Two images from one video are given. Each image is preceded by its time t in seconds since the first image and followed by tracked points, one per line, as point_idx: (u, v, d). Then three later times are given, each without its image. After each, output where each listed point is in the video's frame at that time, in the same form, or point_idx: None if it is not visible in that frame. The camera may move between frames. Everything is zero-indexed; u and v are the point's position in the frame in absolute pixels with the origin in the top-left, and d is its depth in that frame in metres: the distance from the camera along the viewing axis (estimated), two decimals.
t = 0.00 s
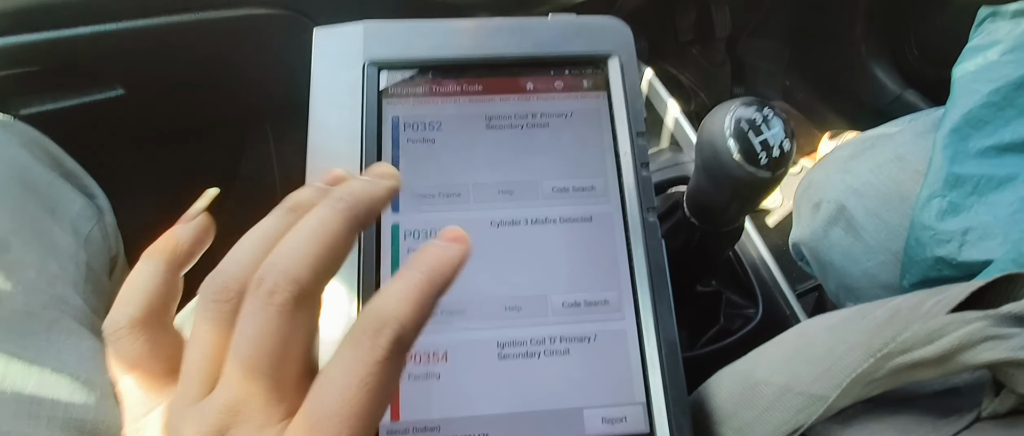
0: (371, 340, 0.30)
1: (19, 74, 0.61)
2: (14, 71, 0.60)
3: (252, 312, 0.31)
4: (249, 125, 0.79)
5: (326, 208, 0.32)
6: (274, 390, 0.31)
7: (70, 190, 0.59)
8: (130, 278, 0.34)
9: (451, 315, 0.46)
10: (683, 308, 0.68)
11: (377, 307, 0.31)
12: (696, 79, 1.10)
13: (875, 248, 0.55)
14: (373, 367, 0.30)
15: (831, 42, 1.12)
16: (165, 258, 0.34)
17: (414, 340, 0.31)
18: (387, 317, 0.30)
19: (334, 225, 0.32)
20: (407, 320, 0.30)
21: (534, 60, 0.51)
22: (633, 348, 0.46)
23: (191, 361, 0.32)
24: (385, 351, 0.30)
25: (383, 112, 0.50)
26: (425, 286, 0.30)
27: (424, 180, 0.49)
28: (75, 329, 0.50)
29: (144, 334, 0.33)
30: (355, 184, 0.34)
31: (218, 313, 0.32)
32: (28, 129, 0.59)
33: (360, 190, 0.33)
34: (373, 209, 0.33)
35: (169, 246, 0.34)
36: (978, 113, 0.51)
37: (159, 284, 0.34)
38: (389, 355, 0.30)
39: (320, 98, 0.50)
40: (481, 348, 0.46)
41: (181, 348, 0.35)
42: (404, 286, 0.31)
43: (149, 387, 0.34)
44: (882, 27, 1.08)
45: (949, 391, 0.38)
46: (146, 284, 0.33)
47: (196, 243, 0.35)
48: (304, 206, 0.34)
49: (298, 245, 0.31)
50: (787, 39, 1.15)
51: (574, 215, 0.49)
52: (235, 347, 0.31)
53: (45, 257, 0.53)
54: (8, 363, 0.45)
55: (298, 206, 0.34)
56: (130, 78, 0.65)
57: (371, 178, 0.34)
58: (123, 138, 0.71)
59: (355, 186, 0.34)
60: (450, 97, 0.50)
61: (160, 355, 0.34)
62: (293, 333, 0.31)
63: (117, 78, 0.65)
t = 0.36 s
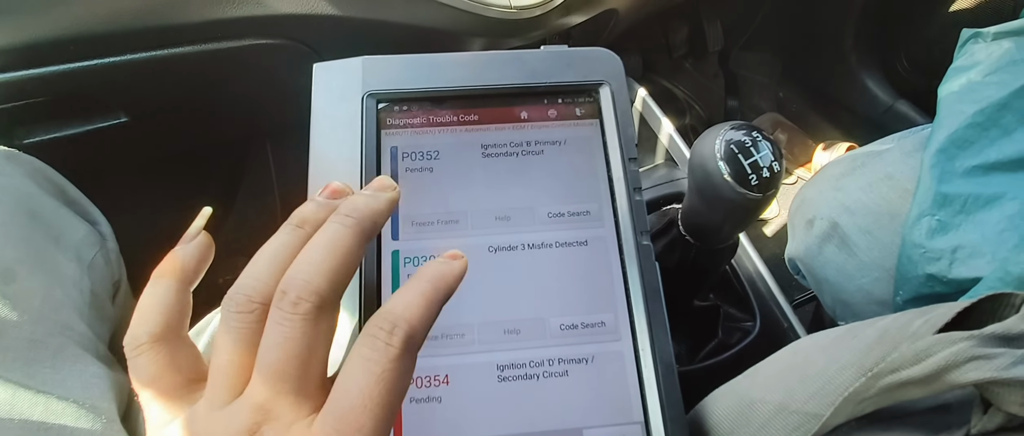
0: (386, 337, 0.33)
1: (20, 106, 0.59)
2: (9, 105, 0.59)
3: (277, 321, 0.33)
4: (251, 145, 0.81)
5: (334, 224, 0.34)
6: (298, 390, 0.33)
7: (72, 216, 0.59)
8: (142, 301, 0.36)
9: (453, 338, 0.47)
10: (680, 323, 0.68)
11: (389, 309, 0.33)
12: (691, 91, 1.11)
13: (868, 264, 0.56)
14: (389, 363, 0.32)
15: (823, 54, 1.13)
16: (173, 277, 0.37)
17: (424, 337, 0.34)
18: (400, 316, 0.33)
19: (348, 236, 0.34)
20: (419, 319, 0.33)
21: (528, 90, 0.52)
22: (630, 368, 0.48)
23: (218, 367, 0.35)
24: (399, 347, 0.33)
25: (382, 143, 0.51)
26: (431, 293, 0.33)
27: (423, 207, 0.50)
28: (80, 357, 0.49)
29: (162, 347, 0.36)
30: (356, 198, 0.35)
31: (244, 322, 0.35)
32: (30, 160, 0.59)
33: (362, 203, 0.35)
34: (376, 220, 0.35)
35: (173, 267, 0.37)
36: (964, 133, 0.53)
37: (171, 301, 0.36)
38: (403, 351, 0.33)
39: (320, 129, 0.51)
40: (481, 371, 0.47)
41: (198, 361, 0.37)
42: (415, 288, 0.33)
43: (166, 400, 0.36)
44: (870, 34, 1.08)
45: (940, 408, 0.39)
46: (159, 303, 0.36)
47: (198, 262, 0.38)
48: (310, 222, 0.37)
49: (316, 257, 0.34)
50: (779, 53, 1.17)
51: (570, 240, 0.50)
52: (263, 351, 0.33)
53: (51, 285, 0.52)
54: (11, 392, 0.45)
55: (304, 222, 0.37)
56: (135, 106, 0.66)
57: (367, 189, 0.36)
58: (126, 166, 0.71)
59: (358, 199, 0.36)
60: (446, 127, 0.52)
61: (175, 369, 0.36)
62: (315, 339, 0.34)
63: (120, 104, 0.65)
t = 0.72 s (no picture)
0: (411, 339, 0.33)
1: (24, 111, 0.60)
2: (13, 110, 0.59)
3: (302, 317, 0.33)
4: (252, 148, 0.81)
5: (356, 230, 0.35)
6: (318, 390, 0.33)
7: (77, 221, 0.60)
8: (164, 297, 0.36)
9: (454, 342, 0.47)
10: (679, 326, 0.68)
11: (414, 314, 0.34)
12: (689, 95, 1.11)
13: (866, 268, 0.57)
14: (412, 363, 0.33)
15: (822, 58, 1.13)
16: (194, 275, 0.36)
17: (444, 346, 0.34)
18: (424, 322, 0.33)
19: (370, 241, 0.35)
20: (443, 326, 0.33)
21: (527, 96, 0.53)
22: (628, 372, 0.48)
23: (240, 365, 0.35)
24: (423, 350, 0.33)
25: (382, 149, 0.52)
26: (452, 307, 0.34)
27: (423, 213, 0.50)
28: (85, 359, 0.49)
29: (185, 342, 0.35)
30: (377, 207, 0.36)
31: (266, 320, 0.35)
32: (35, 166, 0.60)
33: (384, 211, 0.36)
34: (395, 229, 0.36)
35: (193, 266, 0.36)
36: (959, 138, 0.54)
37: (191, 298, 0.36)
38: (426, 354, 0.33)
39: (321, 136, 0.51)
40: (482, 374, 0.47)
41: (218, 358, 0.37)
42: (438, 301, 0.34)
43: (189, 396, 0.35)
44: (869, 37, 1.08)
45: (936, 410, 0.39)
46: (181, 300, 0.36)
47: (218, 260, 0.37)
48: (331, 227, 0.37)
49: (341, 259, 0.34)
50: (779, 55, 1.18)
51: (569, 247, 0.51)
52: (286, 349, 0.33)
53: (56, 290, 0.52)
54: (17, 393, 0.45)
55: (326, 226, 0.37)
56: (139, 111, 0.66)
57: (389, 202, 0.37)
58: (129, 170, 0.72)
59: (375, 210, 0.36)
60: (446, 132, 0.52)
61: (198, 366, 0.35)
62: (337, 337, 0.34)
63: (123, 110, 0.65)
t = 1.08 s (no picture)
0: (339, 325, 0.32)
1: (24, 114, 0.60)
2: (13, 113, 0.59)
3: (235, 304, 0.32)
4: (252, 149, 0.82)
5: (315, 206, 0.34)
6: (241, 389, 0.32)
7: (77, 222, 0.60)
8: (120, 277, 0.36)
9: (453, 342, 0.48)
10: (678, 327, 0.69)
11: (353, 297, 0.32)
12: (689, 95, 1.11)
13: (863, 269, 0.57)
14: (345, 350, 0.31)
15: (821, 59, 1.13)
16: (150, 258, 0.36)
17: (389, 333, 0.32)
18: (361, 309, 0.32)
19: (332, 222, 0.33)
20: (384, 312, 0.32)
21: (525, 99, 0.53)
22: (627, 373, 0.48)
23: (167, 360, 0.33)
24: (353, 338, 0.31)
25: (381, 151, 0.52)
26: (403, 282, 0.32)
27: (422, 217, 0.51)
28: (83, 361, 0.50)
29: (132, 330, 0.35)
30: (353, 188, 0.35)
31: (196, 312, 0.34)
32: (35, 168, 0.59)
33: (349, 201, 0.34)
34: (364, 211, 0.35)
35: (154, 248, 0.36)
36: (956, 140, 0.54)
37: (144, 285, 0.36)
38: (360, 343, 0.32)
39: (320, 136, 0.52)
40: (479, 374, 0.47)
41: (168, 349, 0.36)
42: (387, 276, 0.32)
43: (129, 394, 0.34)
44: (869, 39, 1.08)
45: (932, 413, 0.39)
46: (131, 286, 0.35)
47: (180, 246, 0.37)
48: (290, 205, 0.36)
49: (279, 239, 0.33)
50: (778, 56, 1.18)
51: (559, 282, 0.50)
52: (210, 341, 0.32)
53: (55, 292, 0.53)
54: (15, 396, 0.45)
55: (284, 205, 0.36)
56: (138, 113, 0.66)
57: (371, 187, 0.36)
58: (128, 172, 0.72)
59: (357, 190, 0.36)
60: (445, 135, 0.53)
61: (142, 354, 0.35)
62: (270, 329, 0.33)
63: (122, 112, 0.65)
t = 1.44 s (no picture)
0: (323, 316, 0.28)
1: (17, 112, 0.60)
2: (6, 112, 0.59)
3: (266, 278, 0.29)
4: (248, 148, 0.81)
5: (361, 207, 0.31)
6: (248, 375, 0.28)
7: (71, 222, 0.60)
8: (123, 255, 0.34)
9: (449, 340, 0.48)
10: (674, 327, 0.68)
11: (338, 281, 0.29)
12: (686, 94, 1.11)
13: (859, 269, 0.57)
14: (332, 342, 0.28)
15: (818, 58, 1.13)
16: (160, 235, 0.34)
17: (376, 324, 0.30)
18: (344, 290, 0.29)
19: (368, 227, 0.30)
20: (372, 303, 0.29)
21: (521, 98, 0.53)
22: (622, 372, 0.48)
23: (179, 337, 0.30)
24: (339, 329, 0.28)
25: (377, 150, 0.52)
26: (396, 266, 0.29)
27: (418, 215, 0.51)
28: (75, 361, 0.49)
29: (131, 312, 0.33)
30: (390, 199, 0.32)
31: (267, 292, 0.29)
32: (27, 167, 0.60)
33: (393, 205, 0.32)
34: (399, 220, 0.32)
35: (166, 225, 0.34)
36: (951, 140, 0.54)
37: (152, 261, 0.33)
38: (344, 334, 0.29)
39: (315, 135, 0.52)
40: (475, 372, 0.48)
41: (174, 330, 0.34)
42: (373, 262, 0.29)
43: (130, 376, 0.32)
44: (865, 38, 1.08)
45: (927, 412, 0.39)
46: (142, 258, 0.33)
47: (193, 222, 0.34)
48: (321, 196, 0.32)
49: (335, 226, 0.30)
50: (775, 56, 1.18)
51: (561, 333, 0.49)
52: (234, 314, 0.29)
53: (49, 292, 0.52)
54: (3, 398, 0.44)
55: (317, 195, 0.32)
56: (133, 112, 0.66)
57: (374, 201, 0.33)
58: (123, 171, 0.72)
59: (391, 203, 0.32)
60: (441, 134, 0.53)
61: (150, 335, 0.33)
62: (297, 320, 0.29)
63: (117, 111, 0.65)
